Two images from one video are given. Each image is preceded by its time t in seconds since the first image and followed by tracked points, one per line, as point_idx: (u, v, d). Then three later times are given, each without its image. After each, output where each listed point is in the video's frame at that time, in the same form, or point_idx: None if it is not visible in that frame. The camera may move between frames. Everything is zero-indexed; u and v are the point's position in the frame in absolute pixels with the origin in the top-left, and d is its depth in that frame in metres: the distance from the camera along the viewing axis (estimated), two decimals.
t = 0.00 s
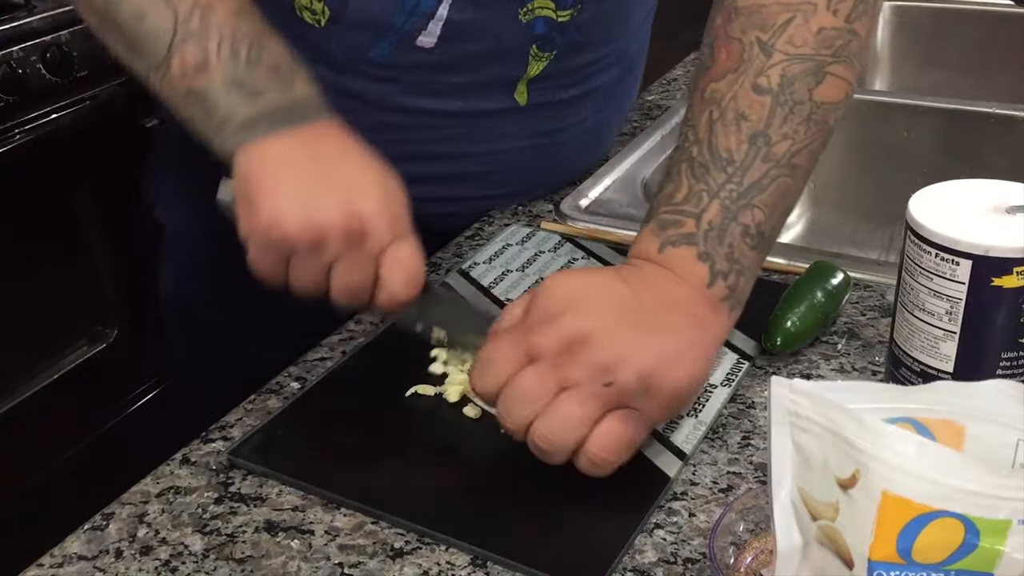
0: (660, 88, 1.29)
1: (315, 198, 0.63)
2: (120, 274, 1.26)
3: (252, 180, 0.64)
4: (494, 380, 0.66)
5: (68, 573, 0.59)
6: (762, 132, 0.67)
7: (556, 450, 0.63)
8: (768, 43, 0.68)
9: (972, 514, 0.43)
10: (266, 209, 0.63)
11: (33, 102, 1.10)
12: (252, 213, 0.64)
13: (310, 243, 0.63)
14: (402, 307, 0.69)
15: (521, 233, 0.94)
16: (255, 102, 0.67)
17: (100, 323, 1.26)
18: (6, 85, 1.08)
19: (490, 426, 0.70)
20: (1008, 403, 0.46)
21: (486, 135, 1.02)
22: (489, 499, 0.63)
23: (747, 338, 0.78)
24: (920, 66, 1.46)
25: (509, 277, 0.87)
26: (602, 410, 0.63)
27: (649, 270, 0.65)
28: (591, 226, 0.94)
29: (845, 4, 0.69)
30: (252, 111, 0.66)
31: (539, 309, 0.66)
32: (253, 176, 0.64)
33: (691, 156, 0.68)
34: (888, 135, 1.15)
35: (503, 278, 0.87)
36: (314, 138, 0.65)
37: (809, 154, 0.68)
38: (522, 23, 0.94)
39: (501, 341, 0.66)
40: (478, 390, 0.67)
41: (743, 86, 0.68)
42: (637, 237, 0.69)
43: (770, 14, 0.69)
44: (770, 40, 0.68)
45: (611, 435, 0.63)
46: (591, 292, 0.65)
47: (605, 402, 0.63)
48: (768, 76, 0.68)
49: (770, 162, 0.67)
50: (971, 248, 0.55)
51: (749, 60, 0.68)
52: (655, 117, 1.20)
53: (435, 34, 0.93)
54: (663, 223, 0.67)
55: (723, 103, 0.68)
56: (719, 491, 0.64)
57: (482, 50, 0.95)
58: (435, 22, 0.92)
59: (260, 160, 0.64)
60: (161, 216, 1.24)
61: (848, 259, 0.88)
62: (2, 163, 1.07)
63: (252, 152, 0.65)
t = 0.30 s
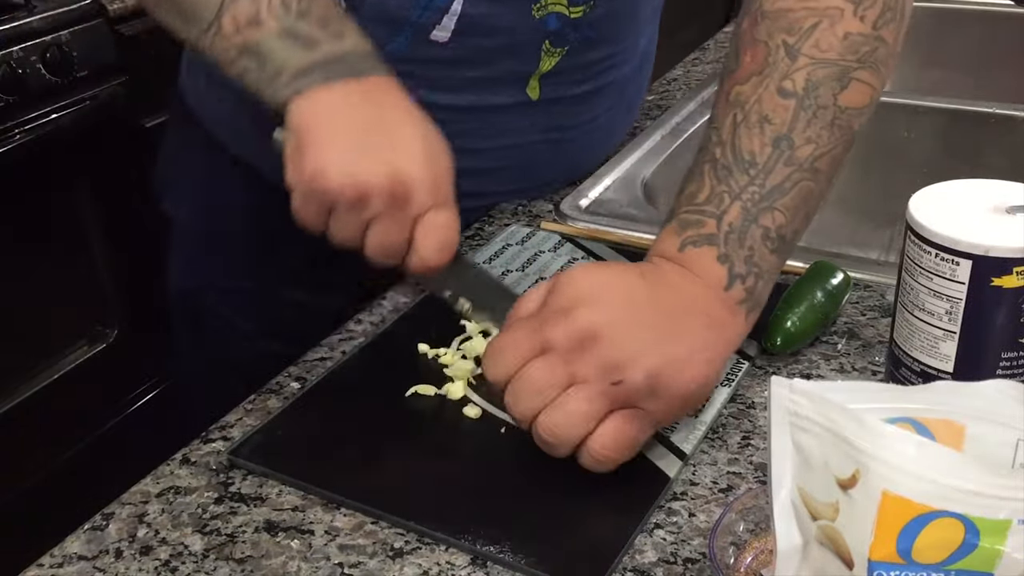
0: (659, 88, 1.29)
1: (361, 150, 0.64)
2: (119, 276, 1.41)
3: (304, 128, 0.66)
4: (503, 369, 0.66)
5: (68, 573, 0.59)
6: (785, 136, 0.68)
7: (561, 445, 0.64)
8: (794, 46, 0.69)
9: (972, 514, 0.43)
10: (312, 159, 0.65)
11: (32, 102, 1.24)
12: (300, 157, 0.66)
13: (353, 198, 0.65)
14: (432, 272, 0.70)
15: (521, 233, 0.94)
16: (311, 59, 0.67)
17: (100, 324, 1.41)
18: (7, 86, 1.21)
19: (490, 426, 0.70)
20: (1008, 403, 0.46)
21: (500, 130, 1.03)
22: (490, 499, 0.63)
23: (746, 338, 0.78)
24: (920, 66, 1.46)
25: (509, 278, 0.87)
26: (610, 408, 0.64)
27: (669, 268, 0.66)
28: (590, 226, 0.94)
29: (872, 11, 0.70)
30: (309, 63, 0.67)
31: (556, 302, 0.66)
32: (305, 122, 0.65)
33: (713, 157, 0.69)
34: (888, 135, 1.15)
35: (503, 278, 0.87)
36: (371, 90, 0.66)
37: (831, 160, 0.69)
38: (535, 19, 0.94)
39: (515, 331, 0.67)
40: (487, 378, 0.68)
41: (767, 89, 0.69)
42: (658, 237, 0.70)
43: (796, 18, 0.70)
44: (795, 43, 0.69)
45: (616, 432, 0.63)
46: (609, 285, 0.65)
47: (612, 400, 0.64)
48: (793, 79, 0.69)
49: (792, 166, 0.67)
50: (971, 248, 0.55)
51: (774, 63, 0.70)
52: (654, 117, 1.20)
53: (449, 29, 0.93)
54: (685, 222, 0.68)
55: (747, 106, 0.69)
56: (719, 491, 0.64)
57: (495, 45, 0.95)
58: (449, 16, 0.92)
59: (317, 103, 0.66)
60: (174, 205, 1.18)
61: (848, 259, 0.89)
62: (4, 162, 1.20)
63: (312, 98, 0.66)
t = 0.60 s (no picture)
0: (659, 88, 1.29)
1: (382, 166, 0.67)
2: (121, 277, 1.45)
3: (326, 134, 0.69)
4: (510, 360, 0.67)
5: (68, 573, 0.59)
6: (803, 139, 0.67)
7: (563, 433, 0.64)
8: (813, 53, 0.70)
9: (971, 514, 0.43)
10: (340, 170, 0.68)
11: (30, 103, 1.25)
12: (328, 171, 0.69)
13: (376, 209, 0.68)
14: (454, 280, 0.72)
15: (521, 233, 0.94)
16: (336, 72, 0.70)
17: (101, 325, 1.45)
18: (8, 86, 1.22)
19: (491, 426, 0.70)
20: (1009, 403, 0.45)
21: (512, 129, 1.01)
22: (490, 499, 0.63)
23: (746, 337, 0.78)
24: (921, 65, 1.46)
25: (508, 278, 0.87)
26: (612, 401, 0.64)
27: (682, 268, 0.66)
28: (591, 226, 0.94)
29: (893, 19, 0.70)
30: (330, 79, 0.70)
31: (567, 295, 0.67)
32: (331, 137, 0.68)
33: (730, 160, 0.69)
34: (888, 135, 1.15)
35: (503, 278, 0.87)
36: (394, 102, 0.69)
37: (849, 163, 0.68)
38: (548, 19, 0.92)
39: (526, 324, 0.67)
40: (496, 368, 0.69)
41: (785, 95, 0.69)
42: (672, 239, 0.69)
43: (818, 25, 0.70)
44: (815, 50, 0.70)
45: (617, 424, 0.64)
46: (620, 282, 0.65)
47: (615, 393, 0.64)
48: (812, 85, 0.69)
49: (809, 168, 0.67)
50: (971, 248, 0.55)
51: (793, 70, 0.70)
52: (655, 117, 1.20)
53: (464, 29, 0.91)
54: (699, 223, 0.67)
55: (765, 111, 0.69)
56: (719, 491, 0.64)
57: (510, 45, 0.93)
58: (465, 17, 0.90)
59: (340, 123, 0.68)
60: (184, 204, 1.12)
61: (848, 259, 0.89)
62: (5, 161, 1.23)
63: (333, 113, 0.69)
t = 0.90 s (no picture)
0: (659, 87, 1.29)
1: (386, 202, 0.72)
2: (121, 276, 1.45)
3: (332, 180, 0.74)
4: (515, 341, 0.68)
5: (68, 573, 0.59)
6: (814, 136, 0.68)
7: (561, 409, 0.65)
8: (827, 51, 0.69)
9: (972, 514, 0.43)
10: (346, 208, 0.72)
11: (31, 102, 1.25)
12: (337, 215, 0.73)
13: (382, 238, 0.72)
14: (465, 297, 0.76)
15: (520, 234, 0.95)
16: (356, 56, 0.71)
17: (100, 325, 1.45)
18: (8, 86, 1.22)
19: (491, 426, 0.70)
20: (1008, 403, 0.45)
21: (526, 126, 1.01)
22: (490, 500, 0.63)
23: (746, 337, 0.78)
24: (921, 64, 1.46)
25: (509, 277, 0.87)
26: (611, 382, 0.64)
27: (688, 257, 0.67)
28: (591, 226, 0.93)
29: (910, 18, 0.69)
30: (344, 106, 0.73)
31: (573, 280, 0.68)
32: (336, 177, 0.73)
33: (742, 157, 0.70)
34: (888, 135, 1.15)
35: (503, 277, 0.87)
36: (391, 142, 0.73)
37: (862, 161, 0.68)
38: (562, 21, 0.93)
39: (533, 309, 0.69)
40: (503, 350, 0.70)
41: (798, 93, 0.69)
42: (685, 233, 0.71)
43: (831, 24, 0.70)
44: (829, 48, 0.69)
45: (616, 405, 0.64)
46: (625, 270, 0.67)
47: (615, 374, 0.64)
48: (825, 83, 0.69)
49: (821, 164, 0.67)
50: (971, 248, 0.55)
51: (807, 68, 0.70)
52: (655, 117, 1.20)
53: (479, 28, 0.92)
54: (708, 217, 0.69)
55: (778, 108, 0.70)
56: (719, 491, 0.64)
57: (523, 46, 0.94)
58: (480, 16, 0.91)
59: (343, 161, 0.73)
60: (191, 201, 1.11)
61: (847, 259, 0.89)
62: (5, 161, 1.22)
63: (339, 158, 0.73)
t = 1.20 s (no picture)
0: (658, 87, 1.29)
1: (406, 176, 0.69)
2: (121, 275, 1.45)
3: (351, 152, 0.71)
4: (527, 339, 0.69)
5: (68, 573, 0.59)
6: (825, 136, 0.70)
7: (570, 410, 0.65)
8: (839, 52, 0.72)
9: (972, 514, 0.43)
10: (365, 184, 0.70)
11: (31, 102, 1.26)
12: (355, 186, 0.71)
13: (400, 215, 0.70)
14: (482, 279, 0.73)
15: (520, 234, 0.95)
16: (367, 88, 0.71)
17: (100, 325, 1.45)
18: (8, 86, 1.22)
19: (491, 426, 0.70)
20: (1008, 403, 0.45)
21: (533, 125, 1.01)
22: (490, 500, 0.63)
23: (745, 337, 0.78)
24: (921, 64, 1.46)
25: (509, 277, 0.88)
26: (620, 382, 0.65)
27: (700, 258, 0.68)
28: (590, 226, 0.93)
29: (922, 21, 0.71)
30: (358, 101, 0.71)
31: (584, 280, 0.69)
32: (359, 148, 0.71)
33: (754, 157, 0.72)
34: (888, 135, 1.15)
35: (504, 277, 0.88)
36: (415, 114, 0.71)
37: (873, 161, 0.70)
38: (567, 18, 0.92)
39: (543, 308, 0.70)
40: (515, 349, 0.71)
41: (810, 93, 0.72)
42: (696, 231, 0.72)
43: (844, 26, 0.73)
44: (841, 49, 0.72)
45: (624, 405, 0.65)
46: (637, 267, 0.68)
47: (623, 376, 0.65)
48: (837, 84, 0.71)
49: (833, 165, 0.69)
50: (971, 248, 0.55)
51: (819, 69, 0.72)
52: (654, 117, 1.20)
53: (484, 24, 0.90)
54: (719, 216, 0.70)
55: (791, 108, 0.72)
56: (719, 491, 0.64)
57: (528, 43, 0.93)
58: (484, 12, 0.90)
59: (367, 133, 0.70)
60: (195, 197, 1.11)
61: (848, 259, 0.89)
62: (6, 161, 1.23)
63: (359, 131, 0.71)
